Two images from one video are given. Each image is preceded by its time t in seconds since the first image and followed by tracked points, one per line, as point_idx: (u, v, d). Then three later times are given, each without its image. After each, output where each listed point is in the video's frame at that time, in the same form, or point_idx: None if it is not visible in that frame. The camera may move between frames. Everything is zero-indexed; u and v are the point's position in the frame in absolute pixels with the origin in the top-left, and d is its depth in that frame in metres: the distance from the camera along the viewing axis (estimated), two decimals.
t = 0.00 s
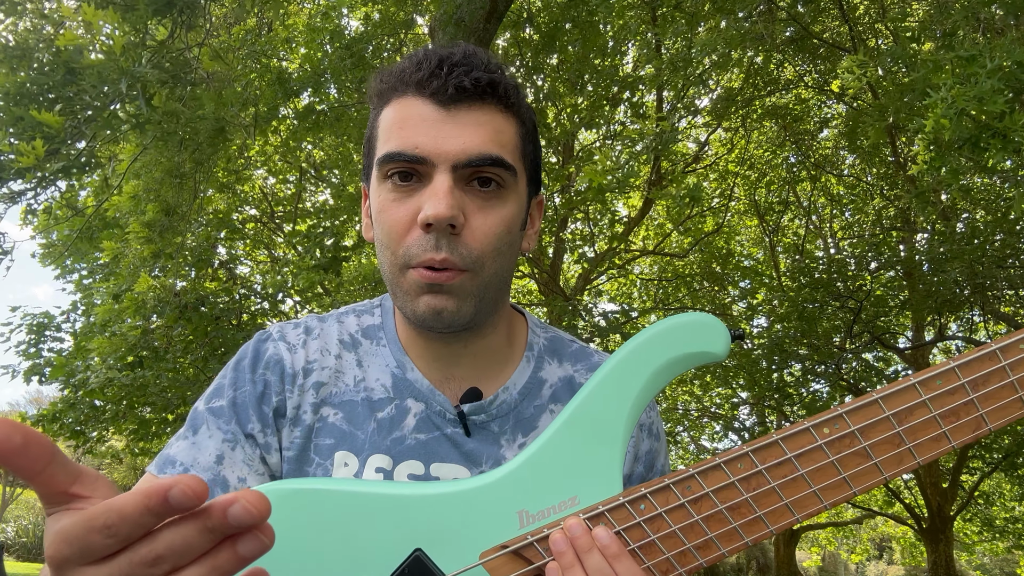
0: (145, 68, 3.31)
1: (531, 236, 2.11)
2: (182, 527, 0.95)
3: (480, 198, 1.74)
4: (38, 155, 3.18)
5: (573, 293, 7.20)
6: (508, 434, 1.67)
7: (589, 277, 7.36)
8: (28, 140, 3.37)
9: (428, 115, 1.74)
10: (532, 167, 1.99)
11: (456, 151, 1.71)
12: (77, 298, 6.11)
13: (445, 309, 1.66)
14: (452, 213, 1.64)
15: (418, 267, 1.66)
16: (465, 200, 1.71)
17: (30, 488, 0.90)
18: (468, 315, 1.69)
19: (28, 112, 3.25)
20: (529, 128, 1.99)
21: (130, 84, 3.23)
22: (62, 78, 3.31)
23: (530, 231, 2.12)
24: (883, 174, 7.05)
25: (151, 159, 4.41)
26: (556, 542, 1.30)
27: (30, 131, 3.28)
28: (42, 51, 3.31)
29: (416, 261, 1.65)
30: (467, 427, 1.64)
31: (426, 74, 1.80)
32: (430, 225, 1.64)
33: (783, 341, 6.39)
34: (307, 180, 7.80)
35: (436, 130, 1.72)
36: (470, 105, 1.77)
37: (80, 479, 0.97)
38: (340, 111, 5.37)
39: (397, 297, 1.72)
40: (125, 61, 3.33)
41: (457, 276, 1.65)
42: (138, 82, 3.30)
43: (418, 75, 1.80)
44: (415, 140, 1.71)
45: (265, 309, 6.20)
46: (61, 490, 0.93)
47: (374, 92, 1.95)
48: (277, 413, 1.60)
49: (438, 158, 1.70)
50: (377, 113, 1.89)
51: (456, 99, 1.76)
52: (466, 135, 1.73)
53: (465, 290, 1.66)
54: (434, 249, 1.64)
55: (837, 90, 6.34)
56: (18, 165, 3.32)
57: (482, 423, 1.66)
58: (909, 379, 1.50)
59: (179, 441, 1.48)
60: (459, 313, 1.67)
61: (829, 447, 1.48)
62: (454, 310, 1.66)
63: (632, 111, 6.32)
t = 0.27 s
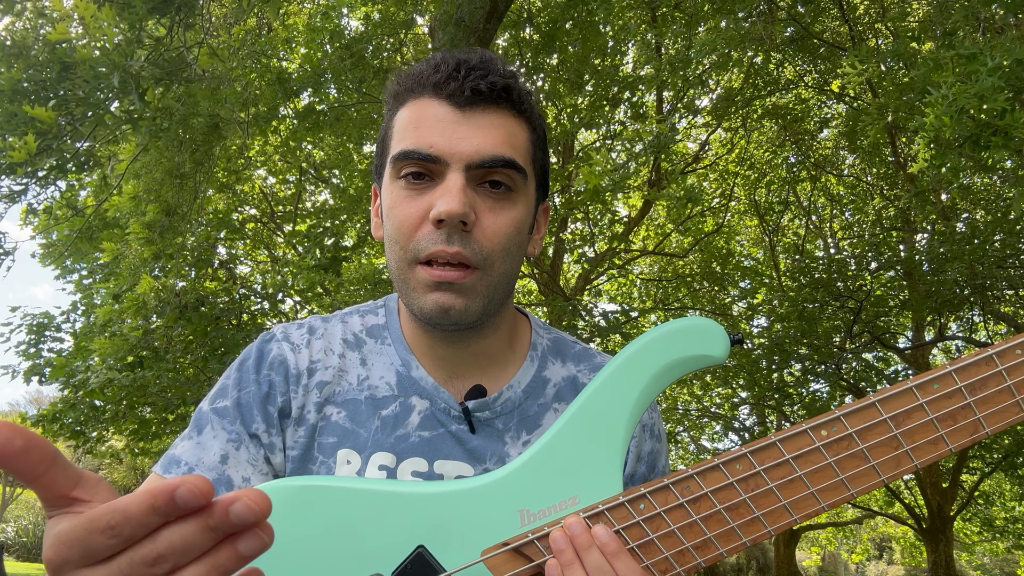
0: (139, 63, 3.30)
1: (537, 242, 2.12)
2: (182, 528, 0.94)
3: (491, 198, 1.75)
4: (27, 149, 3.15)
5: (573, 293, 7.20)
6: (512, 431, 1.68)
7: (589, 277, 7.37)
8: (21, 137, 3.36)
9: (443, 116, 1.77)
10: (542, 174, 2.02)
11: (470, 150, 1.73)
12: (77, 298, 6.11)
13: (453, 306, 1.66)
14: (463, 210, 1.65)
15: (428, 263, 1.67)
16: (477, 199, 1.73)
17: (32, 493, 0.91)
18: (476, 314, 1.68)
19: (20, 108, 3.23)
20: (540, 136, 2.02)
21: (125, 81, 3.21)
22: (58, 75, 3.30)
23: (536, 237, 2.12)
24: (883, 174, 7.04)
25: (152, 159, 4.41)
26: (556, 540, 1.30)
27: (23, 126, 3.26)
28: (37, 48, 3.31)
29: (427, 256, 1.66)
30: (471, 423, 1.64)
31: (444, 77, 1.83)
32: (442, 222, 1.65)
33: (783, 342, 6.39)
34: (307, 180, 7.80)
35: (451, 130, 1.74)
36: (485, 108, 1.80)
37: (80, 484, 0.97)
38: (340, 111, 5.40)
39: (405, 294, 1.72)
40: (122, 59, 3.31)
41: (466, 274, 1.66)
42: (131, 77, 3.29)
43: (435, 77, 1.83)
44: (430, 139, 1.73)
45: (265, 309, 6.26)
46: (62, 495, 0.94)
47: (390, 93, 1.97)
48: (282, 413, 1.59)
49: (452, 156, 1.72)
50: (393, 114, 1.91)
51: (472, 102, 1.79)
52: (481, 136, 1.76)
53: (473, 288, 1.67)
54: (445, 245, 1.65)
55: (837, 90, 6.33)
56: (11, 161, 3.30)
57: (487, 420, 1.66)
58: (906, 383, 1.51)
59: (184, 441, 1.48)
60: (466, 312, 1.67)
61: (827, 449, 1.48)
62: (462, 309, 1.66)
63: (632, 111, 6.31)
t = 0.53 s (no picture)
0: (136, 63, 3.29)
1: (541, 246, 2.12)
2: (180, 526, 0.94)
3: (500, 198, 1.76)
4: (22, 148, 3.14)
5: (573, 293, 7.20)
6: (516, 427, 1.67)
7: (589, 277, 7.36)
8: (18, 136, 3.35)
9: (456, 117, 1.78)
10: (548, 179, 2.03)
11: (481, 151, 1.74)
12: (77, 299, 6.11)
13: (461, 296, 1.66)
14: (474, 208, 1.65)
15: (438, 259, 1.66)
16: (486, 198, 1.73)
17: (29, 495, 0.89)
18: (482, 307, 1.69)
19: (16, 106, 3.22)
20: (547, 143, 2.04)
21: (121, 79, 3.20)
22: (54, 73, 3.29)
23: (541, 241, 2.13)
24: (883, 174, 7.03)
25: (151, 160, 4.41)
26: (555, 540, 1.30)
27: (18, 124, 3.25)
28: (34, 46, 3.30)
29: (436, 253, 1.66)
30: (476, 418, 1.64)
31: (456, 82, 1.86)
32: (453, 219, 1.65)
33: (783, 341, 6.38)
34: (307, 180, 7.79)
35: (463, 132, 1.76)
36: (496, 112, 1.82)
37: (78, 488, 0.96)
38: (340, 110, 5.42)
39: (413, 291, 1.72)
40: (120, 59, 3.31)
41: (475, 270, 1.66)
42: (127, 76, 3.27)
43: (449, 82, 1.85)
44: (443, 139, 1.74)
45: (265, 309, 6.25)
46: (60, 498, 0.93)
47: (403, 98, 1.99)
48: (287, 410, 1.58)
49: (464, 156, 1.73)
50: (405, 117, 1.92)
51: (484, 105, 1.81)
52: (492, 137, 1.77)
53: (481, 285, 1.67)
54: (454, 242, 1.65)
55: (837, 90, 6.33)
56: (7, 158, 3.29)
57: (491, 415, 1.66)
58: (907, 385, 1.51)
59: (189, 440, 1.47)
60: (473, 303, 1.67)
61: (826, 450, 1.48)
62: (470, 298, 1.66)
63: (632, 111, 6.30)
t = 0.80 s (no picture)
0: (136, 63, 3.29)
1: (543, 248, 2.12)
2: (177, 523, 0.93)
3: (501, 199, 1.76)
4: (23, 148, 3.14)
5: (573, 293, 7.19)
6: (518, 428, 1.67)
7: (589, 277, 7.36)
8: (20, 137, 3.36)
9: (457, 118, 1.78)
10: (549, 181, 2.03)
11: (482, 152, 1.74)
12: (77, 299, 6.11)
13: (461, 296, 1.66)
14: (474, 208, 1.66)
15: (437, 260, 1.66)
16: (486, 199, 1.73)
17: (22, 495, 0.88)
18: (482, 308, 1.69)
19: (17, 105, 3.23)
20: (548, 145, 2.04)
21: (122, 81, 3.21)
22: (54, 73, 3.30)
23: (543, 243, 2.13)
24: (883, 174, 7.02)
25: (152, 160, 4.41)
26: (558, 541, 1.30)
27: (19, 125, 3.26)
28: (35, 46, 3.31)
29: (436, 253, 1.66)
30: (477, 419, 1.64)
31: (458, 83, 1.86)
32: (452, 219, 1.65)
33: (783, 341, 6.38)
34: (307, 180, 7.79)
35: (464, 133, 1.76)
36: (497, 113, 1.82)
37: (72, 487, 0.94)
38: (340, 110, 5.43)
39: (413, 290, 1.72)
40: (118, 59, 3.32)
41: (474, 270, 1.66)
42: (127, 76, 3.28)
43: (450, 84, 1.85)
44: (443, 140, 1.74)
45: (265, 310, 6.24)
46: (55, 498, 0.92)
47: (405, 100, 1.99)
48: (289, 410, 1.58)
49: (464, 157, 1.73)
50: (407, 119, 1.93)
51: (485, 107, 1.81)
52: (492, 138, 1.77)
53: (480, 285, 1.67)
54: (453, 242, 1.65)
55: (837, 90, 6.33)
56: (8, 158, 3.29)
57: (492, 417, 1.66)
58: (906, 388, 1.51)
59: (191, 439, 1.47)
60: (473, 303, 1.67)
61: (828, 453, 1.48)
62: (470, 298, 1.66)
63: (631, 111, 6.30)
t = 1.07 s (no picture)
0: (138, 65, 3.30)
1: (543, 251, 2.11)
2: (208, 520, 0.94)
3: (502, 198, 1.76)
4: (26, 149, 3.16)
5: (573, 293, 7.19)
6: (516, 430, 1.67)
7: (588, 277, 7.36)
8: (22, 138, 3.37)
9: (460, 117, 1.78)
10: (552, 182, 2.02)
11: (484, 151, 1.74)
12: (76, 299, 6.10)
13: (458, 300, 1.66)
14: (474, 208, 1.66)
15: (436, 259, 1.67)
16: (488, 199, 1.73)
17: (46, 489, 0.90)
18: (479, 311, 1.69)
19: (19, 107, 3.24)
20: (551, 146, 2.04)
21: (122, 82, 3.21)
22: (56, 73, 3.32)
23: (543, 245, 2.12)
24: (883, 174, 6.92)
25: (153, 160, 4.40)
26: (556, 541, 1.30)
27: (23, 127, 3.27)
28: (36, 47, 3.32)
29: (435, 252, 1.66)
30: (476, 421, 1.64)
31: (462, 82, 1.86)
32: (453, 218, 1.65)
33: (783, 341, 6.38)
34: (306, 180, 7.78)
35: (467, 132, 1.76)
36: (500, 113, 1.82)
37: (93, 483, 0.96)
38: (340, 110, 5.45)
39: (411, 289, 1.72)
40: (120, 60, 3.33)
41: (473, 270, 1.66)
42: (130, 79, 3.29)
43: (455, 83, 1.85)
44: (446, 139, 1.74)
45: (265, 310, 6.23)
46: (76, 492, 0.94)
47: (410, 98, 1.99)
48: (287, 412, 1.58)
49: (465, 155, 1.73)
50: (410, 118, 1.93)
51: (489, 106, 1.81)
52: (495, 137, 1.77)
53: (478, 285, 1.67)
54: (453, 241, 1.65)
55: (837, 90, 6.32)
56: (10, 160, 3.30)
57: (491, 418, 1.66)
58: (904, 387, 1.51)
59: (189, 442, 1.47)
60: (470, 308, 1.67)
61: (826, 452, 1.48)
62: (467, 304, 1.66)
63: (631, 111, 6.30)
